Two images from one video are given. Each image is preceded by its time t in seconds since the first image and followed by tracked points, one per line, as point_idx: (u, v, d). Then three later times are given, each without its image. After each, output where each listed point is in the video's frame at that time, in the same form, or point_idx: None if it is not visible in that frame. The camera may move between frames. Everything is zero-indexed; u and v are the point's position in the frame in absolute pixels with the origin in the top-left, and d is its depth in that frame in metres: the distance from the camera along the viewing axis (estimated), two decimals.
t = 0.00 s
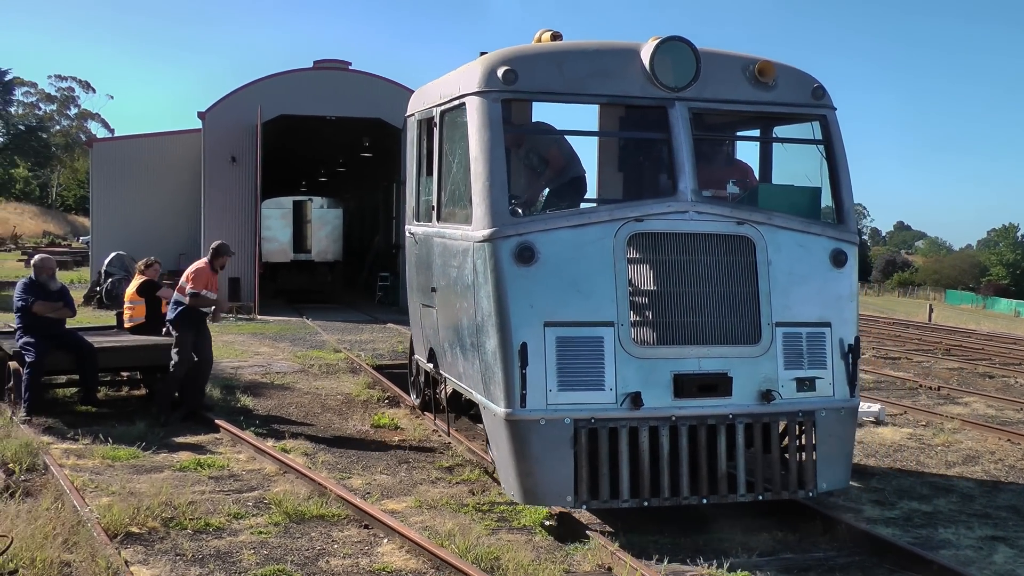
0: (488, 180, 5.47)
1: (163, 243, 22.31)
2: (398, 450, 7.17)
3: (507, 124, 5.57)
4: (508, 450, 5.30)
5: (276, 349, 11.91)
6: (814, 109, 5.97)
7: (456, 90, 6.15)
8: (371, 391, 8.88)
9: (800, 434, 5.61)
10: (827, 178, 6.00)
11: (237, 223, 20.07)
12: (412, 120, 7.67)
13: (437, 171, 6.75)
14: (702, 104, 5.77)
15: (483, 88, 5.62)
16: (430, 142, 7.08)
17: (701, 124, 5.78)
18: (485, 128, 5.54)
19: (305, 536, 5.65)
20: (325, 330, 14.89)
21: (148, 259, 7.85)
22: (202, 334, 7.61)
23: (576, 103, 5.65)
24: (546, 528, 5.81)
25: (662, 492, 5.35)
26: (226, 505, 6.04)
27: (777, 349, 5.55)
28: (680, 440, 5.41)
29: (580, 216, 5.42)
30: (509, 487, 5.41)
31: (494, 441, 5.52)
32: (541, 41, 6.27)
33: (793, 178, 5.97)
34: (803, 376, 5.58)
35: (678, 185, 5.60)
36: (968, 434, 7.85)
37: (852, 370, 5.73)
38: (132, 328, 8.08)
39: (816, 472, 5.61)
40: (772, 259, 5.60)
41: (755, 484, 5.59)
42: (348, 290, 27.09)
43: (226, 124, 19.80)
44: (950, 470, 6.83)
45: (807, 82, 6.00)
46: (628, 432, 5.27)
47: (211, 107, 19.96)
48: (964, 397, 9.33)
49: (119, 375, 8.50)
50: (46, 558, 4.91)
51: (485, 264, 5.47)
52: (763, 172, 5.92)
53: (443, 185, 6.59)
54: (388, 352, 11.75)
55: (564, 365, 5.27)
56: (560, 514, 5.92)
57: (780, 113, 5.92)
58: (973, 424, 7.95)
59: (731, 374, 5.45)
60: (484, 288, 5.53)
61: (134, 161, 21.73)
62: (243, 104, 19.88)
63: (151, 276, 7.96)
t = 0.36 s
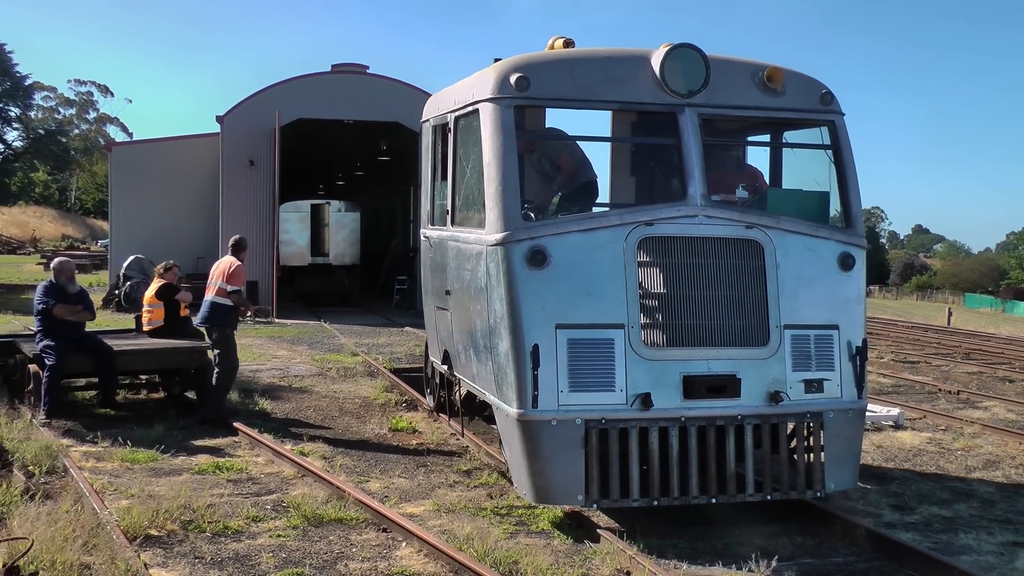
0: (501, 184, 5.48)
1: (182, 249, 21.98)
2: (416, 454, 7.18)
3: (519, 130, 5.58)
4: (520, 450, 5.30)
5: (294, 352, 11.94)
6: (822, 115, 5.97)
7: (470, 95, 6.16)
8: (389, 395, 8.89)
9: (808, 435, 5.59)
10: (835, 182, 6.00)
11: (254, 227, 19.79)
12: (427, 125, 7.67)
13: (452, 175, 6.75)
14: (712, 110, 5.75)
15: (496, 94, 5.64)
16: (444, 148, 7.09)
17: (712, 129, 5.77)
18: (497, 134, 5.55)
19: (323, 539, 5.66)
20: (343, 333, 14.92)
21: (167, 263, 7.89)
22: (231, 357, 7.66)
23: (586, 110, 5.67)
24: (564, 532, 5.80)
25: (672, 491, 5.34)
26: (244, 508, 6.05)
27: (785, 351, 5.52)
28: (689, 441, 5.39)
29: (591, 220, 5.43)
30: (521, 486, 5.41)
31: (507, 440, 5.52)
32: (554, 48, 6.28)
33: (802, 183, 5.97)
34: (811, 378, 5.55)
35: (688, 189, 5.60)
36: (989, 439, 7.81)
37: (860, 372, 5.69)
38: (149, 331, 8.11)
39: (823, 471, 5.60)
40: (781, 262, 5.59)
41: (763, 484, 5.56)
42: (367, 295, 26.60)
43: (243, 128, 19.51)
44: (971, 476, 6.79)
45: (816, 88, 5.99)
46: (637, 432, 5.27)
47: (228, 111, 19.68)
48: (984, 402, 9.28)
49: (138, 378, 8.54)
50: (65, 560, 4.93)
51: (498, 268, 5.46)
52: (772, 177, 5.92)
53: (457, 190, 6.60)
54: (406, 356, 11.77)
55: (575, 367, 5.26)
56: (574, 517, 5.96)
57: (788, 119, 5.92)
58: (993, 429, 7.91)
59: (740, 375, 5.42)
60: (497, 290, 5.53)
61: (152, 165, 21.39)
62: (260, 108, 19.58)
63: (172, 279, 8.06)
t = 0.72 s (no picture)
0: (514, 190, 5.48)
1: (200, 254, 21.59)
2: (434, 458, 7.18)
3: (532, 135, 5.59)
4: (532, 451, 5.30)
5: (311, 356, 11.98)
6: (832, 121, 5.94)
7: (484, 102, 6.17)
8: (407, 399, 8.90)
9: (817, 437, 5.57)
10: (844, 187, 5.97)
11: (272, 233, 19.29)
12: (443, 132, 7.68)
13: (466, 181, 6.75)
14: (723, 117, 5.75)
15: (509, 101, 5.64)
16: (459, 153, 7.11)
17: (722, 135, 5.77)
18: (510, 140, 5.55)
19: (341, 543, 5.65)
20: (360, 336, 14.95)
21: (185, 267, 7.93)
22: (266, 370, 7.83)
23: (598, 117, 5.66)
24: (582, 536, 5.78)
25: (682, 492, 5.32)
26: (263, 512, 6.07)
27: (794, 354, 5.51)
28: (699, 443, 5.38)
29: (603, 225, 5.42)
30: (533, 486, 5.41)
31: (519, 441, 5.52)
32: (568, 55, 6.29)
33: (812, 188, 5.95)
34: (820, 380, 5.54)
35: (698, 195, 5.58)
36: (1008, 444, 7.77)
37: (868, 375, 5.67)
38: (168, 335, 8.14)
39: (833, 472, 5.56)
40: (789, 267, 5.58)
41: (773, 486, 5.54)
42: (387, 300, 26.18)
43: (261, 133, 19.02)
44: (990, 481, 6.75)
45: (825, 94, 5.96)
46: (648, 434, 5.26)
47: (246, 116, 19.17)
48: (1003, 407, 9.23)
49: (156, 381, 8.57)
50: (86, 563, 4.95)
51: (511, 271, 5.46)
52: (783, 183, 5.90)
53: (472, 196, 6.61)
54: (424, 360, 11.78)
55: (587, 369, 5.26)
56: (598, 525, 5.89)
57: (797, 126, 5.89)
58: (1013, 435, 7.87)
59: (749, 378, 5.41)
60: (510, 294, 5.54)
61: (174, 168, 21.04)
62: (278, 112, 19.05)
63: (189, 282, 8.07)
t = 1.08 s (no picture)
0: (526, 195, 5.49)
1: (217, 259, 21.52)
2: (451, 462, 7.18)
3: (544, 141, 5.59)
4: (544, 452, 5.30)
5: (328, 360, 12.01)
6: (840, 127, 5.92)
7: (497, 108, 6.18)
8: (423, 403, 8.92)
9: (825, 440, 5.55)
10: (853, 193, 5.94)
11: (289, 237, 19.11)
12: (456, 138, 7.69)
13: (480, 186, 6.76)
14: (733, 123, 5.74)
15: (520, 108, 5.65)
16: (472, 159, 7.12)
17: (733, 141, 5.76)
18: (522, 146, 5.56)
19: (359, 547, 5.64)
20: (376, 341, 14.97)
21: (202, 272, 7.97)
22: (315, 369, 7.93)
23: (609, 123, 5.67)
24: (599, 540, 5.76)
25: (692, 492, 5.31)
26: (280, 516, 6.08)
27: (803, 356, 5.48)
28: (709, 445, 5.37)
29: (614, 229, 5.42)
30: (546, 487, 5.41)
31: (532, 442, 5.52)
32: (579, 62, 6.29)
33: (821, 194, 5.92)
34: (828, 382, 5.51)
35: (708, 200, 5.59)
36: None
37: (876, 377, 5.63)
38: (186, 340, 8.18)
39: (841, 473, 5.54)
40: (799, 271, 5.55)
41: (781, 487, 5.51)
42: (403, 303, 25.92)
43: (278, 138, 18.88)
44: (1008, 486, 6.73)
45: (834, 100, 5.94)
46: (658, 435, 5.26)
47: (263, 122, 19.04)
48: (1022, 411, 9.19)
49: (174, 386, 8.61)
50: (104, 567, 4.95)
51: (524, 275, 5.46)
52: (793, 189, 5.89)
53: (485, 201, 6.62)
54: (440, 364, 11.79)
55: (598, 372, 5.26)
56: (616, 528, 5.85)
57: (807, 132, 5.85)
58: None
59: (758, 380, 5.39)
60: (522, 297, 5.53)
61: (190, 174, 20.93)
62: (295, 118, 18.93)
63: (206, 287, 8.09)
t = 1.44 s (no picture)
0: (538, 199, 5.48)
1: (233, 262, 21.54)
2: (468, 466, 7.18)
3: (555, 144, 5.59)
4: (556, 451, 5.31)
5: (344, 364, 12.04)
6: (848, 131, 5.91)
7: (509, 113, 6.17)
8: (439, 407, 8.92)
9: (834, 440, 5.52)
10: (862, 196, 5.90)
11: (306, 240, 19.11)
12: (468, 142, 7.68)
13: (493, 190, 6.75)
14: (742, 127, 5.72)
15: (532, 113, 5.65)
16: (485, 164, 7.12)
17: (743, 145, 5.75)
18: (534, 151, 5.56)
19: (376, 550, 5.63)
20: (392, 344, 14.99)
21: (219, 276, 7.98)
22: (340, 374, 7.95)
23: (621, 128, 5.64)
24: (616, 543, 5.74)
25: (702, 492, 5.28)
26: (297, 519, 6.08)
27: (811, 358, 5.46)
28: (719, 445, 5.35)
29: (625, 233, 5.41)
30: (558, 486, 5.41)
31: (544, 442, 5.52)
32: (591, 67, 6.29)
33: (830, 197, 5.89)
34: (837, 383, 5.48)
35: (718, 204, 5.56)
36: None
37: (884, 379, 5.58)
38: (202, 343, 8.19)
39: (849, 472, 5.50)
40: (807, 273, 5.52)
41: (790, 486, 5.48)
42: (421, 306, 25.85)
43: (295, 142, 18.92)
44: None
45: (842, 104, 5.93)
46: (669, 436, 5.25)
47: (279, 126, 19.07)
48: None
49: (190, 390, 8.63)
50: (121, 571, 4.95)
51: (536, 278, 5.46)
52: (803, 192, 5.87)
53: (498, 205, 6.62)
54: (456, 368, 11.79)
55: (610, 373, 5.26)
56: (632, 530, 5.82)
57: (816, 136, 5.86)
58: None
59: (767, 381, 5.37)
60: (534, 300, 5.53)
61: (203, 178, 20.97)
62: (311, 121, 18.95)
63: (223, 291, 8.13)
